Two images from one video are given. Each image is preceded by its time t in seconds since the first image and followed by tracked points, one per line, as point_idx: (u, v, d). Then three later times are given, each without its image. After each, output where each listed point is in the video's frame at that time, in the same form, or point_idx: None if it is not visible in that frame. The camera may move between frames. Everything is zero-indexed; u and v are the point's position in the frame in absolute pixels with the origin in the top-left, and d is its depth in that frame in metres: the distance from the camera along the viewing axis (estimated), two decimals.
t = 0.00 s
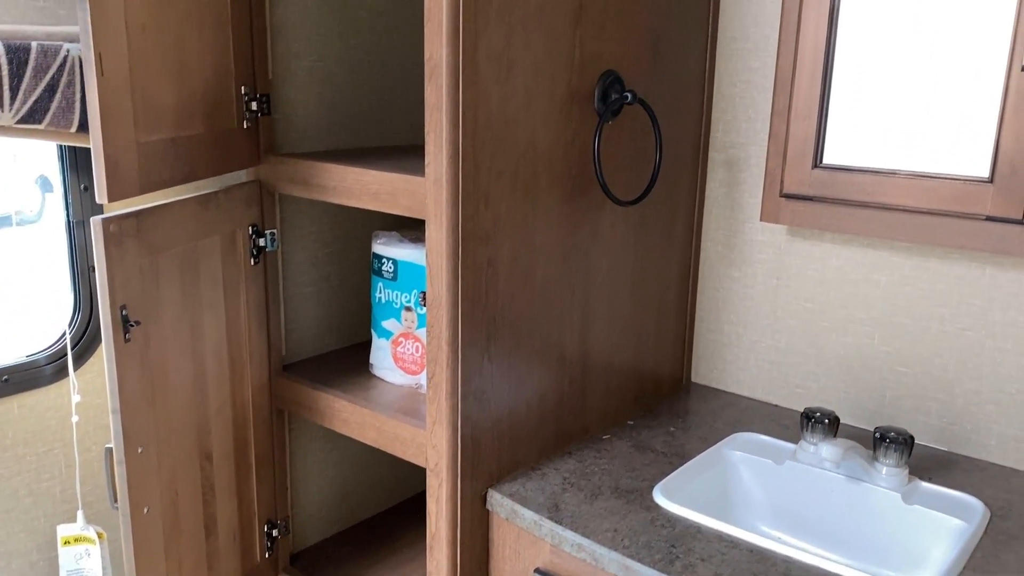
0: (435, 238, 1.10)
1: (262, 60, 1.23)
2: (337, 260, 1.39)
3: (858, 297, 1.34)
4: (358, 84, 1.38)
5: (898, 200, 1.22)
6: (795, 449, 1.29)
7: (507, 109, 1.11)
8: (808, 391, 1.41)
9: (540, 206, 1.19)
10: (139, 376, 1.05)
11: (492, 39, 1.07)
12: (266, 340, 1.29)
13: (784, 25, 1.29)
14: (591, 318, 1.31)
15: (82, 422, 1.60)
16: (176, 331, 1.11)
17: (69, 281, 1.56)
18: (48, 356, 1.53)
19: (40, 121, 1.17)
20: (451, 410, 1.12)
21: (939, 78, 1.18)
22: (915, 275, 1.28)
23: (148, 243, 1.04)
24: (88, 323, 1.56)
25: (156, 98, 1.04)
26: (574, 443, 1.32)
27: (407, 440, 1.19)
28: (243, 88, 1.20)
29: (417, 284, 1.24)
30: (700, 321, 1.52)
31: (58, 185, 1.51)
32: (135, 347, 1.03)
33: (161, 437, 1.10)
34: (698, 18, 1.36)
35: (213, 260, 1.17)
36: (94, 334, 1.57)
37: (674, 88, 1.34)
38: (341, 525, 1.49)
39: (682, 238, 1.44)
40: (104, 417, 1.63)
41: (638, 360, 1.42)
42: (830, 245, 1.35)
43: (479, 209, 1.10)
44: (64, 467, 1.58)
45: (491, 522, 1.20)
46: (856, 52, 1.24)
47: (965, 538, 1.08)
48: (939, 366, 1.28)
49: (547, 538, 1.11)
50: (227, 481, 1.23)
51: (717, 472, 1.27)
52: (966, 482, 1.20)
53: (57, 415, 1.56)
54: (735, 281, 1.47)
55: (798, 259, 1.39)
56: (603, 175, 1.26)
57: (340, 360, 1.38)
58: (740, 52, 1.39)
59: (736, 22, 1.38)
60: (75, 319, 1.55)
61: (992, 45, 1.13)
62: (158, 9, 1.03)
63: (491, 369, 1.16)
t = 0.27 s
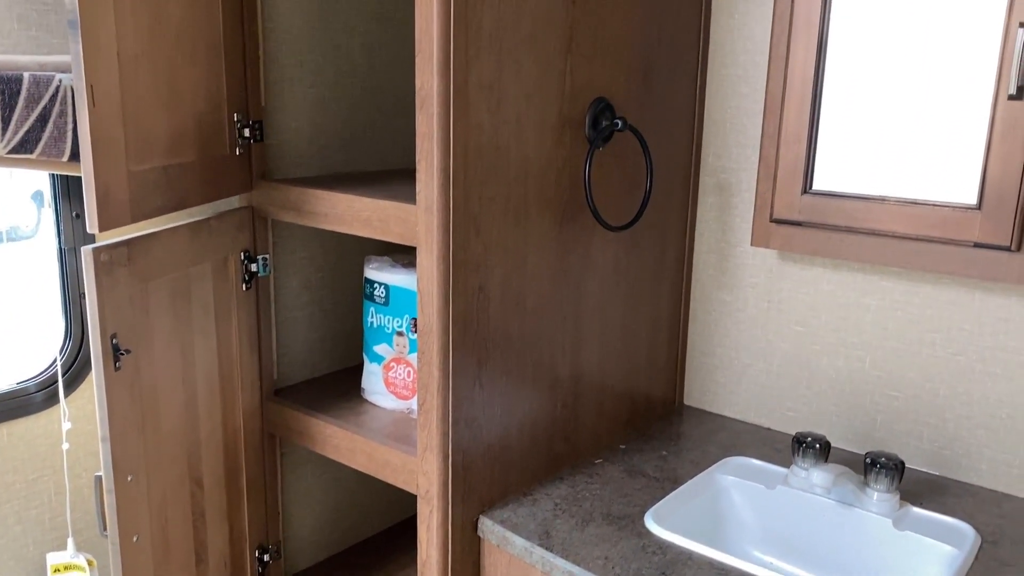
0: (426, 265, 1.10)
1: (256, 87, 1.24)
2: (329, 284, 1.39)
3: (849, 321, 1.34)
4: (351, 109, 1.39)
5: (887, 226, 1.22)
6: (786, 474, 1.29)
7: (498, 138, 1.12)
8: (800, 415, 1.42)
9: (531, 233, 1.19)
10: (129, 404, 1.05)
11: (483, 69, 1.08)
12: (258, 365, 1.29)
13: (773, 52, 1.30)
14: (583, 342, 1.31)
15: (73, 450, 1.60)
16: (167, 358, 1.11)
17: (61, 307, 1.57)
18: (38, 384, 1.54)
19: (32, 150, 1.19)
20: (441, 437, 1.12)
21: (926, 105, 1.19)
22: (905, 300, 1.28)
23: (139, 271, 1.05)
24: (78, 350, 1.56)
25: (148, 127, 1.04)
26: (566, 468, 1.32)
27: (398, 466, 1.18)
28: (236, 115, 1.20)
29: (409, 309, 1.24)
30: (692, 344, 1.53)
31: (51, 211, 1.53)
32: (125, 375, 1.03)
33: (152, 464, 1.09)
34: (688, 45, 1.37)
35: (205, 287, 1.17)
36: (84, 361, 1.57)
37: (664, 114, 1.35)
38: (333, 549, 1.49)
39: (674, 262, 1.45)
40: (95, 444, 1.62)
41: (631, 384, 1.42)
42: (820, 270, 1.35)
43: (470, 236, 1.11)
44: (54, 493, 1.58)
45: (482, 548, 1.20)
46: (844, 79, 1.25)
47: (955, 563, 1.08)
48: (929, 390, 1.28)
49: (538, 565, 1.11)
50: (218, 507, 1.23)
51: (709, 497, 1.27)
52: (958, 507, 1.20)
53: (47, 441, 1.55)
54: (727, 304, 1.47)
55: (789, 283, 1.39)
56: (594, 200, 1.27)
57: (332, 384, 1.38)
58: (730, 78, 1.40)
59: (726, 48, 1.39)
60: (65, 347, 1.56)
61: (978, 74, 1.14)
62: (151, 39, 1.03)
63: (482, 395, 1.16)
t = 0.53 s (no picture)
0: (424, 289, 1.11)
1: (256, 111, 1.25)
2: (328, 305, 1.40)
3: (845, 344, 1.35)
4: (350, 132, 1.40)
5: (883, 250, 1.23)
6: (783, 497, 1.29)
7: (495, 163, 1.13)
8: (797, 437, 1.42)
9: (529, 256, 1.20)
10: (127, 427, 1.05)
11: (480, 95, 1.09)
12: (256, 387, 1.30)
13: (769, 77, 1.32)
14: (580, 364, 1.32)
15: (71, 472, 1.60)
16: (165, 380, 1.12)
17: (60, 330, 1.59)
18: (36, 407, 1.55)
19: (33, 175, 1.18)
20: (438, 460, 1.13)
21: (921, 131, 1.20)
22: (901, 324, 1.29)
23: (138, 295, 1.05)
24: (77, 373, 1.58)
25: (149, 151, 1.05)
26: (563, 490, 1.32)
27: (395, 489, 1.19)
28: (236, 138, 1.22)
29: (406, 331, 1.24)
30: (690, 366, 1.53)
31: (50, 238, 1.54)
32: (123, 399, 1.04)
33: (149, 487, 1.10)
34: (685, 69, 1.38)
35: (204, 309, 1.18)
36: (83, 384, 1.59)
37: (661, 138, 1.37)
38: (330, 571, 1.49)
39: (671, 284, 1.46)
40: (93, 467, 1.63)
41: (628, 406, 1.43)
42: (817, 292, 1.36)
43: (468, 260, 1.11)
44: (51, 515, 1.59)
45: (479, 571, 1.19)
46: (840, 104, 1.26)
47: None
48: (926, 414, 1.28)
49: None
50: (214, 529, 1.23)
51: (705, 520, 1.27)
52: (954, 531, 1.20)
53: (43, 464, 1.57)
54: (724, 326, 1.48)
55: (786, 305, 1.40)
56: (590, 224, 1.28)
57: (330, 406, 1.39)
58: (726, 102, 1.41)
59: (722, 73, 1.41)
60: (64, 370, 1.58)
61: (972, 100, 1.15)
62: (152, 65, 1.05)
63: (479, 418, 1.17)
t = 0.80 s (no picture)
0: (427, 315, 1.11)
1: (262, 137, 1.26)
2: (332, 328, 1.41)
3: (849, 369, 1.34)
4: (356, 157, 1.41)
5: (885, 277, 1.23)
6: (787, 523, 1.29)
7: (499, 190, 1.14)
8: (801, 463, 1.42)
9: (532, 282, 1.21)
10: (132, 452, 1.06)
11: (485, 123, 1.10)
12: (260, 410, 1.31)
13: (771, 105, 1.33)
14: (584, 389, 1.32)
15: (76, 496, 1.61)
16: (170, 405, 1.12)
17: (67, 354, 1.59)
18: (42, 430, 1.57)
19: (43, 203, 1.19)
20: (441, 486, 1.13)
21: (922, 160, 1.22)
22: (904, 350, 1.29)
23: (144, 321, 1.06)
24: (83, 398, 1.58)
25: (156, 178, 1.06)
26: (566, 515, 1.32)
27: (398, 514, 1.19)
28: (243, 164, 1.23)
29: (410, 355, 1.25)
30: (693, 390, 1.54)
31: (59, 267, 1.56)
32: (128, 424, 1.04)
33: (153, 512, 1.10)
34: (687, 96, 1.39)
35: (208, 334, 1.19)
36: (89, 410, 1.58)
37: (663, 164, 1.37)
38: None
39: (674, 309, 1.46)
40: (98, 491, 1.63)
41: (632, 431, 1.43)
42: (820, 318, 1.36)
43: (471, 286, 1.12)
44: (55, 539, 1.62)
45: None
46: (842, 131, 1.28)
47: None
48: (929, 440, 1.28)
49: None
50: (217, 553, 1.24)
51: (709, 546, 1.27)
52: (959, 559, 1.20)
53: (48, 490, 1.60)
54: (728, 351, 1.48)
55: (789, 330, 1.40)
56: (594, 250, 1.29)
57: (334, 429, 1.39)
58: (728, 128, 1.42)
59: (725, 99, 1.42)
60: (70, 394, 1.57)
61: (974, 130, 1.16)
62: (161, 94, 1.06)
63: (482, 444, 1.17)
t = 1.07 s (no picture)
0: (432, 343, 1.12)
1: (270, 166, 1.28)
2: (338, 354, 1.42)
3: (853, 396, 1.35)
4: (363, 184, 1.43)
5: (888, 305, 1.25)
6: (792, 550, 1.28)
7: (504, 219, 1.15)
8: (806, 489, 1.42)
9: (537, 310, 1.22)
10: (139, 479, 1.07)
11: (490, 153, 1.12)
12: (266, 435, 1.32)
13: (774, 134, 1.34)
14: (588, 415, 1.33)
15: (83, 521, 1.61)
16: (177, 431, 1.13)
17: (76, 381, 1.60)
18: (51, 456, 1.58)
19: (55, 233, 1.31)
20: (445, 513, 1.13)
21: (924, 190, 1.24)
22: (908, 377, 1.29)
23: (153, 349, 1.07)
24: (91, 424, 1.60)
25: (166, 208, 1.08)
26: (571, 541, 1.32)
27: (402, 541, 1.19)
28: (251, 193, 1.25)
29: (415, 382, 1.26)
30: (699, 416, 1.54)
31: (69, 291, 1.57)
32: (136, 451, 1.05)
33: (160, 538, 1.11)
34: (691, 123, 1.41)
35: (216, 360, 1.20)
36: (96, 436, 1.60)
37: (667, 191, 1.39)
38: None
39: (679, 335, 1.47)
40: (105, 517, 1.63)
41: (637, 456, 1.43)
42: (825, 345, 1.36)
43: (476, 314, 1.13)
44: (62, 564, 1.62)
45: None
46: (845, 160, 1.31)
47: None
48: (934, 467, 1.28)
49: None
50: None
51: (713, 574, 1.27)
52: None
53: (57, 512, 1.60)
54: (733, 377, 1.48)
55: (794, 356, 1.40)
56: (598, 278, 1.29)
57: (339, 454, 1.40)
58: (732, 155, 1.43)
59: (729, 127, 1.43)
60: (78, 420, 1.59)
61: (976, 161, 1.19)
62: (172, 126, 1.08)
63: (486, 471, 1.17)
